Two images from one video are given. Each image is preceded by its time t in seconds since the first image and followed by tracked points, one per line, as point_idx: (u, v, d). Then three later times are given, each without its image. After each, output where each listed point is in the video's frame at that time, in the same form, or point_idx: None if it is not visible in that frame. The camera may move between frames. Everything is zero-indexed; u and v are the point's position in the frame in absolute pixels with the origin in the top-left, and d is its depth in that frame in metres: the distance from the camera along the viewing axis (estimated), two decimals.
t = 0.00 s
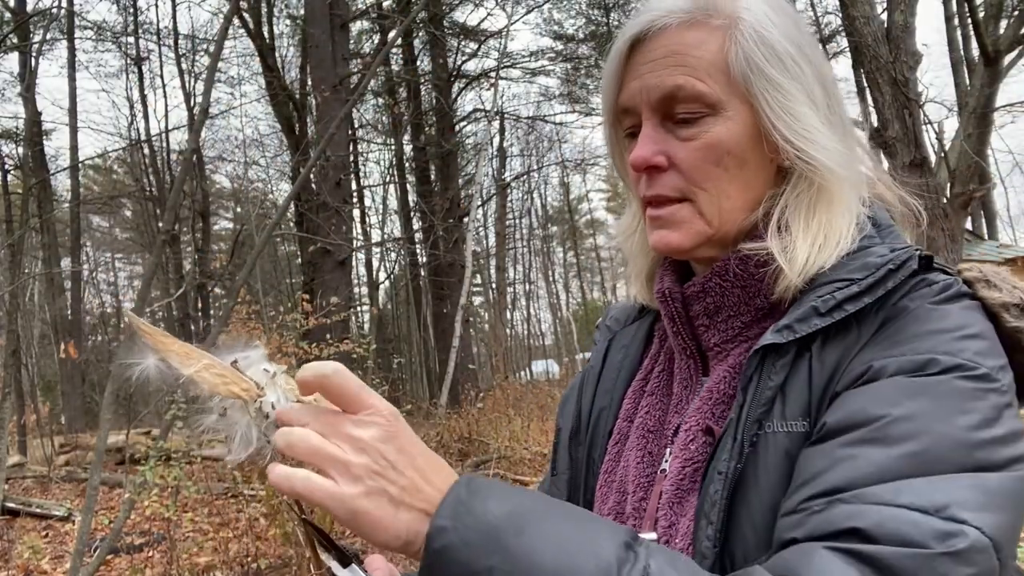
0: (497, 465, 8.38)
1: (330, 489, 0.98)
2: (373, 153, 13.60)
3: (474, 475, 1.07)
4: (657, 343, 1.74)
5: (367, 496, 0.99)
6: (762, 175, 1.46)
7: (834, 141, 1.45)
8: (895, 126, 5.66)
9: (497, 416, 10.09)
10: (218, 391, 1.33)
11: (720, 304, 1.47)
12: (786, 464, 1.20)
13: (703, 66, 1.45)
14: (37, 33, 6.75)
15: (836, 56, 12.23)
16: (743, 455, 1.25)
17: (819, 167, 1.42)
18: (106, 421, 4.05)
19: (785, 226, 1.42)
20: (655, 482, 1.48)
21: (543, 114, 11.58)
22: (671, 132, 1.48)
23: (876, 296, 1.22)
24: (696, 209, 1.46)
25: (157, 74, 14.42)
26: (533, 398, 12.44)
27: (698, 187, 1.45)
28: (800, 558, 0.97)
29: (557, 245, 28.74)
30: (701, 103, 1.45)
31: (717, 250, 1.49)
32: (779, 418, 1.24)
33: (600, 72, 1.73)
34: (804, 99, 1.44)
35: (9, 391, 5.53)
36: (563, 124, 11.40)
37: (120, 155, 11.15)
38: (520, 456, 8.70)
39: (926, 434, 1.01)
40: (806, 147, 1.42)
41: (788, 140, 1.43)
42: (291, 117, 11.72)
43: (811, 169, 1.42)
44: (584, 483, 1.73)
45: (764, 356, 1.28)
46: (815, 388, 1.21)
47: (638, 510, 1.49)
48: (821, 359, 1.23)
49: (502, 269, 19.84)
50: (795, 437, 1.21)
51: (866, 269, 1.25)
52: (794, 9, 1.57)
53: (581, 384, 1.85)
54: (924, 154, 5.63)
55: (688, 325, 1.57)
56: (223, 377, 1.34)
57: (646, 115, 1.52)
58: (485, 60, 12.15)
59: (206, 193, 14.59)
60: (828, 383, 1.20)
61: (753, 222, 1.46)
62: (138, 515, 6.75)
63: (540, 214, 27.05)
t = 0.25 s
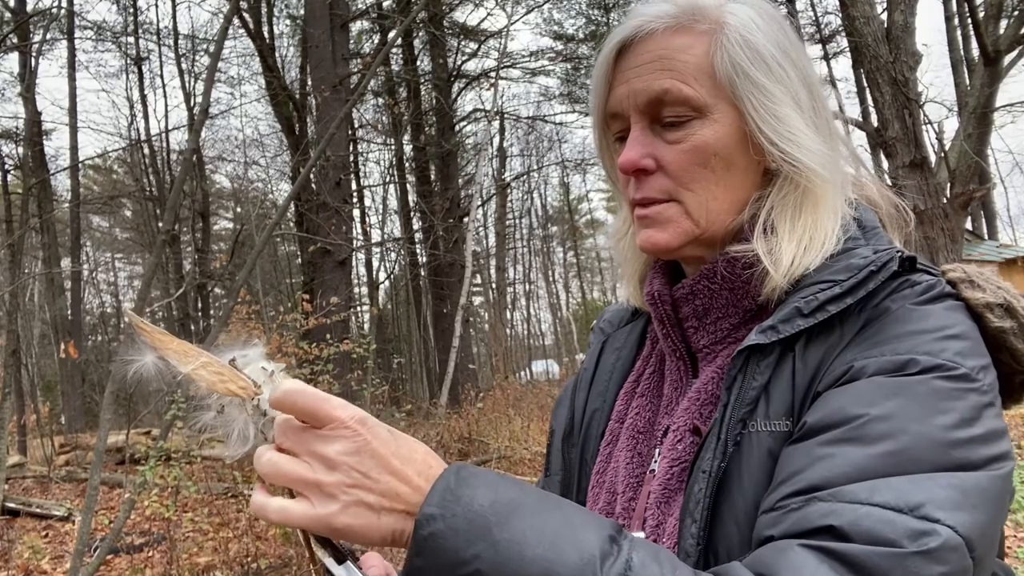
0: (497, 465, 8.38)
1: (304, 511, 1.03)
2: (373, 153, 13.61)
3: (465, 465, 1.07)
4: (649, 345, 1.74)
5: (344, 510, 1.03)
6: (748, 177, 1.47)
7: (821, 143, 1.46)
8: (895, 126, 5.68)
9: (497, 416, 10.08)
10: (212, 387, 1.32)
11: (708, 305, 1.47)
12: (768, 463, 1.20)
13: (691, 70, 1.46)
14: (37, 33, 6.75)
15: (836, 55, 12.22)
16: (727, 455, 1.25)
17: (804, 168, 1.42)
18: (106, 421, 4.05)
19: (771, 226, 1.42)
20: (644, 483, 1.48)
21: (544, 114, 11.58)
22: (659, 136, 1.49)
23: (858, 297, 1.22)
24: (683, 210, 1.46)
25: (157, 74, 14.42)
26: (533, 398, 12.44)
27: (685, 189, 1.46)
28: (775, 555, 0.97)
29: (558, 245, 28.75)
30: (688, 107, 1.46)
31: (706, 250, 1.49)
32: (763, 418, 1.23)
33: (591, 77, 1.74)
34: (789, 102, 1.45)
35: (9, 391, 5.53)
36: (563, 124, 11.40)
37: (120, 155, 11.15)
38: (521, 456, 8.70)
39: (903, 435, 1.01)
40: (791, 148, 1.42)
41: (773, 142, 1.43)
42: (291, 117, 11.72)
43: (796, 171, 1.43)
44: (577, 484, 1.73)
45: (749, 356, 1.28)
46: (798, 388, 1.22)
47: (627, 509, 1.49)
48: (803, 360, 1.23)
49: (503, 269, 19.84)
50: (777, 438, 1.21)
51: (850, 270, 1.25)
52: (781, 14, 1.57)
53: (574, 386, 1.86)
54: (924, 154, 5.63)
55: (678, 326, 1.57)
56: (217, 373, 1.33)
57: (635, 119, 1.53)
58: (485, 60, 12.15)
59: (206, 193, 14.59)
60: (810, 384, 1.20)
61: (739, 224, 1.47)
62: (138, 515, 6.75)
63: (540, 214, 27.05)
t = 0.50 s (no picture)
0: (497, 465, 8.38)
1: (291, 519, 1.04)
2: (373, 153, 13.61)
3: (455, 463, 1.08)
4: (644, 346, 1.74)
5: (330, 516, 1.04)
6: (742, 178, 1.47)
7: (813, 143, 1.46)
8: (895, 126, 5.69)
9: (497, 416, 10.08)
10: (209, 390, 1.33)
11: (702, 306, 1.47)
12: (759, 462, 1.20)
13: (684, 72, 1.46)
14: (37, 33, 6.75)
15: (836, 55, 12.24)
16: (719, 454, 1.25)
17: (797, 169, 1.43)
18: (106, 421, 4.05)
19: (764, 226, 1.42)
20: (639, 483, 1.48)
21: (543, 114, 11.58)
22: (653, 137, 1.49)
23: (849, 296, 1.22)
24: (677, 211, 1.47)
25: (157, 74, 14.41)
26: (533, 398, 12.45)
27: (680, 189, 1.46)
28: (762, 549, 0.97)
29: (558, 245, 28.76)
30: (681, 108, 1.46)
31: (701, 251, 1.49)
32: (755, 417, 1.24)
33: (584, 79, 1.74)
34: (782, 103, 1.46)
35: (9, 391, 5.53)
36: (563, 124, 11.40)
37: (120, 155, 11.15)
38: (520, 455, 8.70)
39: (890, 431, 1.01)
40: (784, 149, 1.43)
41: (766, 143, 1.44)
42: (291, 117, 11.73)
43: (788, 172, 1.43)
44: (573, 485, 1.73)
45: (741, 355, 1.28)
46: (789, 387, 1.22)
47: (623, 509, 1.49)
48: (794, 358, 1.23)
49: (502, 269, 19.85)
50: (768, 436, 1.21)
51: (840, 269, 1.25)
52: (774, 17, 1.58)
53: (571, 388, 1.87)
54: (924, 154, 5.64)
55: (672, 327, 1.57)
56: (215, 377, 1.34)
57: (629, 120, 1.53)
58: (485, 60, 12.15)
59: (206, 194, 14.59)
60: (802, 383, 1.20)
61: (732, 225, 1.47)
62: (138, 515, 6.75)
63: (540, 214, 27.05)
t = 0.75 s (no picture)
0: (497, 465, 8.38)
1: (289, 522, 1.04)
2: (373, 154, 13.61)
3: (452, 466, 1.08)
4: (641, 348, 1.74)
5: (326, 519, 1.04)
6: (736, 179, 1.47)
7: (807, 143, 1.46)
8: (895, 126, 5.69)
9: (497, 416, 10.08)
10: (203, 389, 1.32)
11: (697, 306, 1.47)
12: (753, 461, 1.20)
13: (678, 74, 1.46)
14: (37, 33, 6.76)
15: (836, 55, 12.25)
16: (714, 454, 1.25)
17: (790, 169, 1.43)
18: (106, 421, 4.05)
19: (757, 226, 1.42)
20: (636, 484, 1.48)
21: (543, 114, 11.58)
22: (648, 139, 1.50)
23: (841, 296, 1.22)
24: (672, 212, 1.47)
25: (157, 73, 14.41)
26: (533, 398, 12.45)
27: (674, 191, 1.46)
28: (757, 551, 0.97)
29: (558, 245, 28.76)
30: (676, 109, 1.46)
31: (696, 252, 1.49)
32: (749, 417, 1.24)
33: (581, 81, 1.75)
34: (775, 104, 1.46)
35: (9, 391, 5.53)
36: (563, 124, 11.40)
37: (120, 154, 11.15)
38: (520, 456, 8.71)
39: (882, 430, 1.01)
40: (777, 149, 1.43)
41: (759, 143, 1.44)
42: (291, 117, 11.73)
43: (782, 171, 1.43)
44: (571, 486, 1.73)
45: (735, 355, 1.28)
46: (783, 387, 1.22)
47: (620, 510, 1.49)
48: (788, 358, 1.23)
49: (502, 269, 19.84)
50: (763, 437, 1.21)
51: (832, 270, 1.25)
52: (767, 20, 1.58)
53: (569, 390, 1.87)
54: (923, 154, 5.63)
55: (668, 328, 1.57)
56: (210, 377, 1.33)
57: (624, 122, 1.53)
58: (485, 60, 12.15)
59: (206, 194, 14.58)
60: (795, 383, 1.20)
61: (727, 225, 1.46)
62: (138, 515, 6.75)
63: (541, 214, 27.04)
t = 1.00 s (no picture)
0: (497, 465, 8.39)
1: (304, 535, 1.04)
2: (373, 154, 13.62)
3: (472, 469, 1.06)
4: (638, 348, 1.74)
5: (344, 532, 1.03)
6: (734, 177, 1.47)
7: (803, 141, 1.46)
8: (895, 126, 5.69)
9: (497, 416, 10.09)
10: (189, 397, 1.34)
11: (694, 307, 1.47)
12: (757, 464, 1.20)
13: (676, 73, 1.47)
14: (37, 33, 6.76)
15: (837, 56, 12.26)
16: (716, 455, 1.25)
17: (787, 166, 1.43)
18: (106, 421, 4.06)
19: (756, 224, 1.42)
20: (636, 485, 1.48)
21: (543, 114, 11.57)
22: (647, 137, 1.50)
23: (841, 296, 1.22)
24: (671, 210, 1.46)
25: (157, 73, 14.41)
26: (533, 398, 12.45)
27: (673, 188, 1.46)
28: (769, 565, 0.97)
29: (558, 245, 28.77)
30: (674, 107, 1.46)
31: (695, 251, 1.49)
32: (751, 418, 1.24)
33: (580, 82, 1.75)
34: (772, 101, 1.46)
35: (9, 391, 5.53)
36: (563, 124, 11.39)
37: (119, 154, 11.16)
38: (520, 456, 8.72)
39: (889, 436, 1.01)
40: (774, 146, 1.43)
41: (757, 140, 1.44)
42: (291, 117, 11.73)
43: (779, 169, 1.43)
44: (570, 487, 1.73)
45: (736, 357, 1.28)
46: (785, 389, 1.22)
47: (619, 512, 1.49)
48: (789, 359, 1.23)
49: (503, 269, 19.84)
50: (766, 439, 1.21)
51: (831, 269, 1.25)
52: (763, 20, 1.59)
53: (567, 391, 1.87)
54: (924, 154, 5.63)
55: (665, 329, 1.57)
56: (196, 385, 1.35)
57: (623, 121, 1.53)
58: (485, 60, 12.15)
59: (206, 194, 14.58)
60: (796, 384, 1.20)
61: (726, 223, 1.46)
62: (138, 515, 6.75)
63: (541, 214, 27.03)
